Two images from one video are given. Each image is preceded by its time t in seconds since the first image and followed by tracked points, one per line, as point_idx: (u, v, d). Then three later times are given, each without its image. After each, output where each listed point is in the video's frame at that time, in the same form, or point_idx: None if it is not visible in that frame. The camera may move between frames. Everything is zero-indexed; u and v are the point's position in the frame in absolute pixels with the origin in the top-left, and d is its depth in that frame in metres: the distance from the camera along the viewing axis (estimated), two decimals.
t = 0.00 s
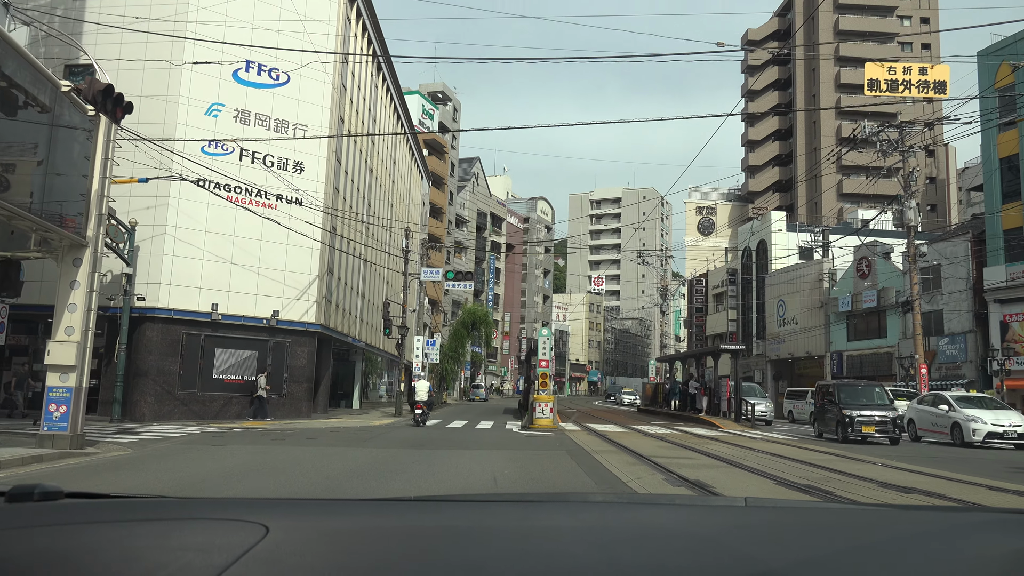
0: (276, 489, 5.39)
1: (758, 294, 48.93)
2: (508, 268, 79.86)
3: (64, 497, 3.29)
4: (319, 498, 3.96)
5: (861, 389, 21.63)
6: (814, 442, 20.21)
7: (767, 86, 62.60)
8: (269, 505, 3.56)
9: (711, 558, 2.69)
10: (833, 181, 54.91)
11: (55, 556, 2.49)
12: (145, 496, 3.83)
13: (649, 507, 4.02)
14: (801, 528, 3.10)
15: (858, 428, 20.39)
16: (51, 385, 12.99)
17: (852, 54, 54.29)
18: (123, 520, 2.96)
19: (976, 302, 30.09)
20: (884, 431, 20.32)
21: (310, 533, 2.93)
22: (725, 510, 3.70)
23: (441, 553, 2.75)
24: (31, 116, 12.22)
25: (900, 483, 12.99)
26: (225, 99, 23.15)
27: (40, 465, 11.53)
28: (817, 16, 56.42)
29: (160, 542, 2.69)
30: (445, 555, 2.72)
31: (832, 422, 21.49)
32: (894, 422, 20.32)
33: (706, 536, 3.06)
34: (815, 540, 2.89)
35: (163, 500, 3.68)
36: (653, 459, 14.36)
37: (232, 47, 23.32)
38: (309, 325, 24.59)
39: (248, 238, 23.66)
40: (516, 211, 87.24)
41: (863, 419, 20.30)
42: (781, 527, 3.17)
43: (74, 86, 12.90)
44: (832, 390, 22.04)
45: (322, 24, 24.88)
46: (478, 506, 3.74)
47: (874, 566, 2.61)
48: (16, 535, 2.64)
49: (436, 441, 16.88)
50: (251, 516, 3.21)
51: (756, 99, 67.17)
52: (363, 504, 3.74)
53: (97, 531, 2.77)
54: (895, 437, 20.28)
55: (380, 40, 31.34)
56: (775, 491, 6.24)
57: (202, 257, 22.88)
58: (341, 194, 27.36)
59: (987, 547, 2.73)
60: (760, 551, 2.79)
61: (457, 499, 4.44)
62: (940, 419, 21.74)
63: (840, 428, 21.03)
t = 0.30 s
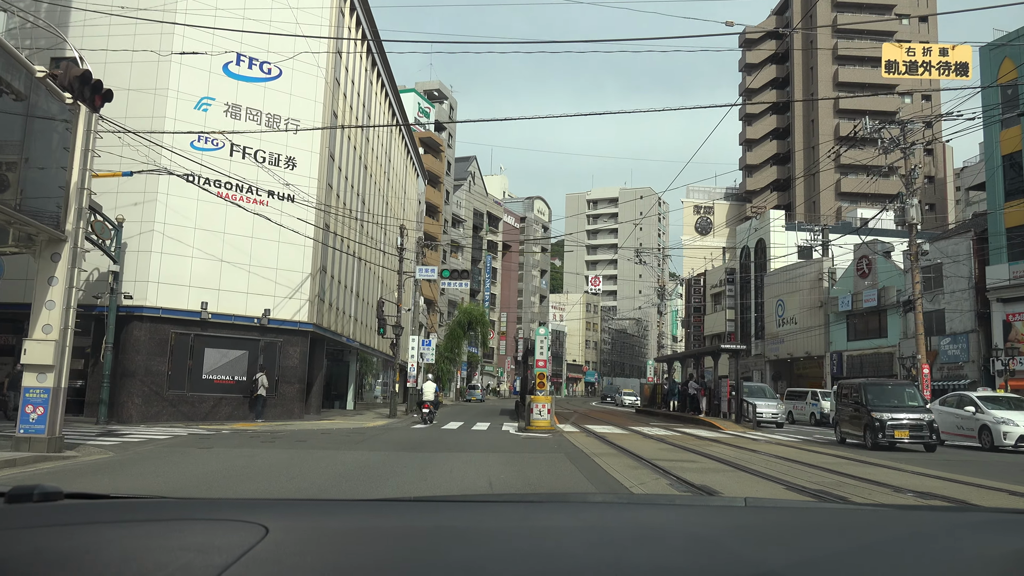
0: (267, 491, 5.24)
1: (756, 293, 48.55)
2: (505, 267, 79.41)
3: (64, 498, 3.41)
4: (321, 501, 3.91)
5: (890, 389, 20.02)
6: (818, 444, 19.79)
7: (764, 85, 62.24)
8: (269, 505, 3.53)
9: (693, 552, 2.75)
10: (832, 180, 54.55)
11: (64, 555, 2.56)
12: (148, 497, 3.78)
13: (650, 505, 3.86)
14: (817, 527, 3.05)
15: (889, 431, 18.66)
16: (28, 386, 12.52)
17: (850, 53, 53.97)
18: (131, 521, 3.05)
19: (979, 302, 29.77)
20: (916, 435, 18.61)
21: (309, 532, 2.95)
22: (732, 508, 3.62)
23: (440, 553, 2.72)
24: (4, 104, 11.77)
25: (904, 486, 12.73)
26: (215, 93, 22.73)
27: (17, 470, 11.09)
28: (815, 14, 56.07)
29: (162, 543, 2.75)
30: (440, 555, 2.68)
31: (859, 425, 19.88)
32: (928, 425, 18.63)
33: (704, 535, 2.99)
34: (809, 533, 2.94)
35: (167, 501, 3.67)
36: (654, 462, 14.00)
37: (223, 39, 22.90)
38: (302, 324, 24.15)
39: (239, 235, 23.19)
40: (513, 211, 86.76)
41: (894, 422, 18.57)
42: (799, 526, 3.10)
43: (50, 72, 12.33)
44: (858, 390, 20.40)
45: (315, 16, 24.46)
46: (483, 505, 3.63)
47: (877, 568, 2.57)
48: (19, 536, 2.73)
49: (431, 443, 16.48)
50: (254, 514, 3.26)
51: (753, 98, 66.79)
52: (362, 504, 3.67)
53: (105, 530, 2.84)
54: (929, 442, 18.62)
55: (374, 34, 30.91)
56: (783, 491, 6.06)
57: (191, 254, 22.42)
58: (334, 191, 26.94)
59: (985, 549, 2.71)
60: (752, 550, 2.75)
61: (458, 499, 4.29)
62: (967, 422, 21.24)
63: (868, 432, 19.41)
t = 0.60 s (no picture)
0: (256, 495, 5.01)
1: (756, 293, 48.22)
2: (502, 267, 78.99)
3: (64, 499, 3.23)
4: (316, 501, 3.84)
5: (931, 388, 17.89)
6: (822, 445, 19.42)
7: (763, 84, 61.93)
8: (270, 503, 3.40)
9: (691, 549, 2.64)
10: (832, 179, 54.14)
11: (65, 556, 2.44)
12: (137, 497, 3.66)
13: (653, 504, 3.73)
14: (801, 528, 2.96)
15: (936, 438, 16.52)
16: (6, 386, 12.12)
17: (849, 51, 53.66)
18: (139, 520, 2.89)
19: (982, 301, 29.48)
20: (966, 442, 16.51)
21: (309, 532, 2.81)
22: (738, 507, 3.49)
23: (444, 554, 2.58)
24: None
25: (910, 488, 12.49)
26: (207, 87, 22.31)
27: None
28: (814, 13, 55.83)
29: (154, 542, 2.63)
30: (443, 556, 2.55)
31: (897, 428, 17.75)
32: (979, 430, 16.54)
33: (704, 534, 2.86)
34: (797, 529, 2.92)
35: (161, 500, 3.54)
36: (656, 464, 13.61)
37: (215, 33, 22.52)
38: (295, 323, 23.76)
39: (231, 232, 22.80)
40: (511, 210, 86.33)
41: (942, 427, 16.45)
42: (792, 526, 2.97)
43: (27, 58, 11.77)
44: (895, 388, 18.28)
45: (309, 10, 24.10)
46: (487, 506, 3.49)
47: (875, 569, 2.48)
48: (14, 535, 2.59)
49: (426, 444, 16.12)
50: (254, 513, 3.12)
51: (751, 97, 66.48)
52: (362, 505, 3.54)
53: (107, 530, 2.70)
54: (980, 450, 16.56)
55: (370, 29, 30.56)
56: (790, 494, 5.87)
57: (183, 251, 22.01)
58: (329, 188, 26.56)
59: (987, 548, 2.64)
60: (751, 551, 2.65)
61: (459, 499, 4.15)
62: (999, 425, 20.56)
63: (910, 437, 17.25)
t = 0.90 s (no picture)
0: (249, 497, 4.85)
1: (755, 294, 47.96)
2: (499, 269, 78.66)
3: (67, 499, 3.23)
4: (314, 502, 3.75)
5: (991, 390, 15.51)
6: (824, 447, 19.13)
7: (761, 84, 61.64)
8: (270, 504, 3.38)
9: (692, 550, 2.55)
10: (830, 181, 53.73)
11: (54, 557, 2.43)
12: (146, 496, 3.62)
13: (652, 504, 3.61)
14: (791, 526, 2.90)
15: (1002, 449, 14.17)
16: None
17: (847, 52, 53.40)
18: (148, 520, 2.89)
19: (984, 301, 29.24)
20: None
21: (317, 533, 2.80)
22: (737, 508, 3.36)
23: (445, 554, 2.56)
24: None
25: (913, 491, 12.25)
26: (198, 85, 22.00)
27: None
28: (811, 13, 55.51)
29: (156, 542, 2.62)
30: (442, 557, 2.52)
31: (952, 435, 15.42)
32: None
33: (701, 534, 2.75)
34: (792, 529, 2.83)
35: (161, 501, 3.50)
36: (659, 469, 13.23)
37: (207, 29, 22.19)
38: (289, 325, 23.42)
39: (223, 233, 22.46)
40: (508, 212, 86.03)
41: (1011, 435, 14.08)
42: (788, 526, 2.90)
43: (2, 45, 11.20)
44: (944, 388, 16.01)
45: (302, 7, 23.83)
46: (482, 507, 3.42)
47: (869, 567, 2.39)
48: (18, 536, 2.59)
49: (422, 448, 15.84)
50: (255, 515, 3.11)
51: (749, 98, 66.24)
52: (364, 506, 3.47)
53: (113, 529, 2.71)
54: None
55: (365, 26, 30.26)
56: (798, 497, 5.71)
57: (174, 252, 21.66)
58: (323, 188, 26.24)
59: (991, 547, 2.51)
60: (752, 552, 2.53)
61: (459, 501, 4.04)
62: None
63: (968, 446, 14.91)
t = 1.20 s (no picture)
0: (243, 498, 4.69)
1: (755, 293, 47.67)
2: (498, 268, 78.24)
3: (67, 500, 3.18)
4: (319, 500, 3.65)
5: None
6: (828, 449, 18.86)
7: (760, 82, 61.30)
8: (271, 505, 3.28)
9: (695, 552, 2.48)
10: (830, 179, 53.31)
11: (50, 557, 2.40)
12: (149, 495, 3.55)
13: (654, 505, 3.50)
14: (795, 523, 2.85)
15: None
16: None
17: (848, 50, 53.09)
18: (153, 520, 2.85)
19: (987, 300, 28.95)
20: None
21: (323, 532, 2.75)
22: (738, 507, 3.27)
23: (445, 553, 2.49)
24: None
25: (917, 493, 12.09)
26: (193, 78, 21.72)
27: None
28: (812, 11, 55.20)
29: (152, 543, 2.58)
30: (442, 556, 2.46)
31: None
32: None
33: (701, 533, 2.68)
34: (789, 527, 2.79)
35: (159, 500, 3.41)
36: (661, 471, 12.95)
37: (201, 22, 21.90)
38: (284, 322, 23.07)
39: (218, 229, 22.16)
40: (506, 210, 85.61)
41: None
42: (798, 525, 2.82)
43: None
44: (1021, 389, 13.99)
45: None
46: (480, 506, 3.34)
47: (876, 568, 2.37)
48: (17, 535, 2.55)
49: (418, 449, 15.57)
50: (260, 514, 3.04)
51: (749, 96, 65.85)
52: (364, 505, 3.36)
53: (113, 531, 2.67)
54: None
55: (362, 20, 29.95)
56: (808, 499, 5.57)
57: (166, 248, 21.36)
58: (320, 184, 25.96)
59: (990, 549, 2.50)
60: (753, 552, 2.50)
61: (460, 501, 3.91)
62: None
63: None
